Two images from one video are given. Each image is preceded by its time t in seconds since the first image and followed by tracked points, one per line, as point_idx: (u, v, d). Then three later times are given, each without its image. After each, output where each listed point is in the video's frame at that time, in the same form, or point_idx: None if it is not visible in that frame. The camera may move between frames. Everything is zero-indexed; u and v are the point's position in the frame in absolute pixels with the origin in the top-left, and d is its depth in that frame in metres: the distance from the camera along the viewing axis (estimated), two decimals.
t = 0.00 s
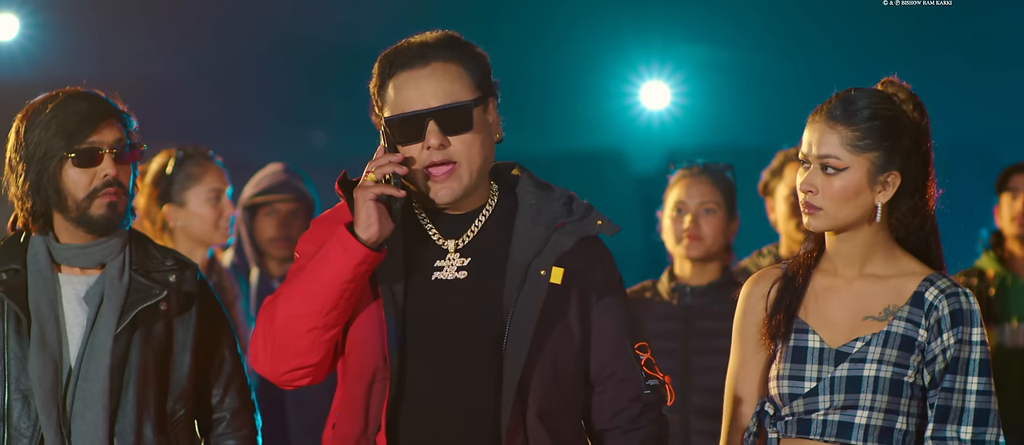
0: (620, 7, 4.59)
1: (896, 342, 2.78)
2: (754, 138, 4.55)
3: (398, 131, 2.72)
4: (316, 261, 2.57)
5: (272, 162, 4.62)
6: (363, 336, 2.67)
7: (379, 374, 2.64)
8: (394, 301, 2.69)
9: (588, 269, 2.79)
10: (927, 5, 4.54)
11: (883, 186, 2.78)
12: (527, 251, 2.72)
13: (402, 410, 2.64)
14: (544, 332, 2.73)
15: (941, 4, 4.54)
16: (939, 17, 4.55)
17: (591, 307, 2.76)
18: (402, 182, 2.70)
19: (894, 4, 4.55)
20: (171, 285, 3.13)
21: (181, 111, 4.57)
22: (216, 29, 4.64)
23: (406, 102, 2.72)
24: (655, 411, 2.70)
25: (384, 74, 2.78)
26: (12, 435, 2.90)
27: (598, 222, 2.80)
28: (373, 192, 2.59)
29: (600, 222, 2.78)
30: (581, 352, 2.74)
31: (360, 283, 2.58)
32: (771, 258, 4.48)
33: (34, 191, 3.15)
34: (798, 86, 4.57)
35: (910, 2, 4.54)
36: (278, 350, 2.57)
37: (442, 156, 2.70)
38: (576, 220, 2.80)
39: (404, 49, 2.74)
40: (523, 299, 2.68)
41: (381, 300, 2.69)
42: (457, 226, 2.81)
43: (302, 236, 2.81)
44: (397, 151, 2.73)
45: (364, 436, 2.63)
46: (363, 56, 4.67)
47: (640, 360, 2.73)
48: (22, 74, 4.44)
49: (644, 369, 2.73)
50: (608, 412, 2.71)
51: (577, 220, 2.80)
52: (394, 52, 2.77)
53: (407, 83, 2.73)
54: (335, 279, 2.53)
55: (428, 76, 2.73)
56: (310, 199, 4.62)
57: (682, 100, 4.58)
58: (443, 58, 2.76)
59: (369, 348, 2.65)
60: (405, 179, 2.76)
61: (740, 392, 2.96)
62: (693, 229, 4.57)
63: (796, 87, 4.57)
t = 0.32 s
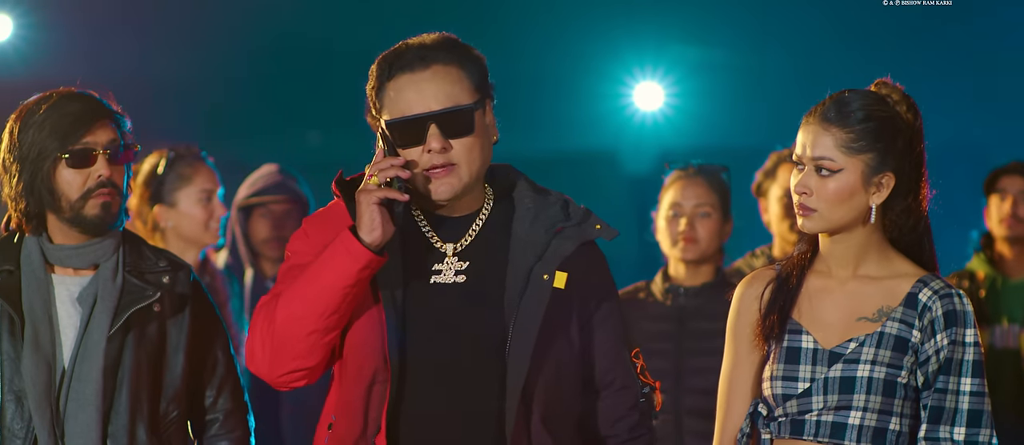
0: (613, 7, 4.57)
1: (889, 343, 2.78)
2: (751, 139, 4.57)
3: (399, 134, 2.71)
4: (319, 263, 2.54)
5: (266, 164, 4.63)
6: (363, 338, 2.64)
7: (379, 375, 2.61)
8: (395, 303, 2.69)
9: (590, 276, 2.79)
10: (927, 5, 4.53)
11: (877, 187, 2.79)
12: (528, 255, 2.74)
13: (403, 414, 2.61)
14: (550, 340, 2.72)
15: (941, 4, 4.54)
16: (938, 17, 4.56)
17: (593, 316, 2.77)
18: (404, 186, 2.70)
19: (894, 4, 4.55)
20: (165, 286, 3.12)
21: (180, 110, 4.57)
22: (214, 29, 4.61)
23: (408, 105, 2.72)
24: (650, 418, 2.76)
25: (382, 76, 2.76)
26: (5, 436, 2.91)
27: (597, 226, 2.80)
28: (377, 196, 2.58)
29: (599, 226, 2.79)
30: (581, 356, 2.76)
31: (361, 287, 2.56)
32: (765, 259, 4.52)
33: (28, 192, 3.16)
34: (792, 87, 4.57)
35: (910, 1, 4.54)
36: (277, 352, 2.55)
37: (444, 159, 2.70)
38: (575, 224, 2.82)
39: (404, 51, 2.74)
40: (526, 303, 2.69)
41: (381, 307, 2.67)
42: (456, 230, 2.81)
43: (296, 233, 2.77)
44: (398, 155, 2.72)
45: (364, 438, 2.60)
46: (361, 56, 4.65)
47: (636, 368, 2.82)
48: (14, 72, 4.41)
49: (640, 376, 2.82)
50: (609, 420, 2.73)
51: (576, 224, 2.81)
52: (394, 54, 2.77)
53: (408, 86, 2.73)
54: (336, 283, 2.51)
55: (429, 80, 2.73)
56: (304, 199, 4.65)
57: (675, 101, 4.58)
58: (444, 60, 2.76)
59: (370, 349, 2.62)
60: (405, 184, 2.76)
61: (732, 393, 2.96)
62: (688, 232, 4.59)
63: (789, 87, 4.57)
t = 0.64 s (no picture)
0: (607, 8, 4.57)
1: (883, 343, 2.79)
2: (743, 141, 4.59)
3: (386, 134, 2.71)
4: (307, 263, 2.54)
5: (259, 164, 4.65)
6: (349, 336, 2.64)
7: (363, 373, 2.62)
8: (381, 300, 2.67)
9: (578, 274, 2.80)
10: (927, 5, 4.55)
11: (870, 188, 2.80)
12: (515, 253, 2.73)
13: (386, 411, 2.63)
14: (535, 337, 2.72)
15: (941, 4, 4.56)
16: (938, 17, 4.57)
17: (578, 313, 2.77)
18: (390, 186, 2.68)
19: (894, 4, 4.56)
20: (158, 287, 3.11)
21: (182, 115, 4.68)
22: (212, 29, 4.64)
23: (394, 106, 2.72)
24: (636, 418, 2.73)
25: (369, 77, 2.77)
26: None
27: (585, 226, 2.82)
28: (363, 196, 2.58)
29: (587, 225, 2.81)
30: (568, 354, 2.76)
31: (348, 287, 2.57)
32: (758, 260, 4.44)
33: (22, 192, 3.14)
34: (787, 87, 4.58)
35: (910, 1, 4.55)
36: (265, 352, 2.55)
37: (430, 159, 2.70)
38: (563, 223, 2.83)
39: (391, 52, 2.74)
40: (511, 303, 2.68)
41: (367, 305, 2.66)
42: (443, 228, 2.81)
43: (288, 234, 2.78)
44: (384, 155, 2.72)
45: (348, 435, 2.60)
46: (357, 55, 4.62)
47: (624, 367, 2.78)
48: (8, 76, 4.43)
49: (628, 375, 2.78)
50: (593, 417, 2.72)
51: (564, 223, 2.82)
52: (380, 55, 2.77)
53: (394, 87, 2.73)
54: (323, 284, 2.51)
55: (415, 80, 2.73)
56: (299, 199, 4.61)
57: (668, 101, 4.61)
58: (430, 60, 2.76)
59: (355, 347, 2.63)
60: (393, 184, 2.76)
61: (725, 394, 2.95)
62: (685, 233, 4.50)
63: (784, 88, 4.58)
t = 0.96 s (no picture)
0: (599, 8, 4.57)
1: (876, 342, 2.80)
2: (734, 140, 4.59)
3: (369, 133, 2.73)
4: (286, 261, 2.56)
5: (256, 164, 4.62)
6: (332, 333, 2.68)
7: (347, 372, 2.67)
8: (364, 300, 2.68)
9: (559, 268, 2.78)
10: (926, 5, 4.56)
11: (863, 188, 2.80)
12: (496, 250, 2.72)
13: (369, 411, 2.65)
14: (513, 325, 2.71)
15: (941, 4, 4.57)
16: (937, 17, 4.59)
17: (560, 307, 2.77)
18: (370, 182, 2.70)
19: (893, 4, 4.56)
20: (150, 285, 3.11)
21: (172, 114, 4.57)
22: (207, 27, 4.61)
23: (376, 104, 2.73)
24: (622, 410, 2.69)
25: (353, 76, 2.79)
26: None
27: (569, 221, 2.80)
28: (340, 193, 2.59)
29: (571, 221, 2.78)
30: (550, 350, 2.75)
31: (328, 284, 2.58)
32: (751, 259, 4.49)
33: (14, 191, 3.13)
34: (780, 88, 4.59)
35: (910, 1, 4.55)
36: (248, 351, 2.57)
37: (413, 156, 2.71)
38: (547, 219, 2.80)
39: (372, 52, 2.75)
40: (492, 299, 2.67)
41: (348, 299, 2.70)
42: (428, 226, 2.82)
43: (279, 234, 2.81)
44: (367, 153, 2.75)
45: (331, 433, 2.64)
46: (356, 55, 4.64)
47: (608, 360, 2.72)
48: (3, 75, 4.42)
49: (613, 368, 2.71)
50: (578, 411, 2.71)
51: (548, 219, 2.80)
52: (362, 54, 2.78)
53: (376, 85, 2.74)
54: (302, 281, 2.53)
55: (396, 78, 2.74)
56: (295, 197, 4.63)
57: (660, 101, 4.61)
58: (412, 58, 2.77)
59: (338, 345, 2.68)
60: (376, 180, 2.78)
61: (722, 395, 2.95)
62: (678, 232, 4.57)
63: (777, 88, 4.59)
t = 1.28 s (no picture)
0: (591, 7, 4.58)
1: (868, 342, 2.81)
2: (729, 139, 4.60)
3: (364, 131, 2.73)
4: (281, 258, 2.56)
5: (250, 166, 4.59)
6: (327, 333, 2.70)
7: (342, 372, 2.68)
8: (358, 300, 2.69)
9: (553, 267, 2.79)
10: (927, 5, 4.59)
11: (855, 187, 2.81)
12: (491, 250, 2.72)
13: (363, 410, 2.65)
14: (506, 329, 2.71)
15: (941, 4, 4.60)
16: (939, 16, 4.61)
17: (555, 307, 2.77)
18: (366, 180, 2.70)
19: (893, 4, 4.60)
20: (143, 285, 3.11)
21: (167, 113, 4.55)
22: (204, 26, 4.62)
23: (372, 102, 2.74)
24: (614, 412, 2.69)
25: (350, 75, 2.80)
26: None
27: (564, 222, 2.81)
28: (336, 190, 2.58)
29: (566, 221, 2.79)
30: (546, 352, 2.75)
31: (323, 283, 2.58)
32: (743, 259, 4.52)
33: (6, 191, 3.13)
34: (774, 89, 4.59)
35: (910, 1, 4.59)
36: (243, 349, 2.58)
37: (408, 154, 2.72)
38: (542, 219, 2.81)
39: (368, 51, 2.76)
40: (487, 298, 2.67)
41: (343, 297, 2.72)
42: (424, 226, 2.82)
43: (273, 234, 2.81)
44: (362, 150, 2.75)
45: (326, 433, 2.65)
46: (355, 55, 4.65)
47: (602, 362, 2.72)
48: None
49: (607, 370, 2.72)
50: (572, 412, 2.72)
51: (543, 219, 2.80)
52: (359, 53, 2.79)
53: (373, 84, 2.75)
54: (296, 278, 2.53)
55: (393, 76, 2.75)
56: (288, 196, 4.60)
57: (652, 100, 4.61)
58: (408, 57, 2.78)
59: (333, 343, 2.69)
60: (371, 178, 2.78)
61: (713, 397, 2.97)
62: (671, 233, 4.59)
63: (772, 88, 4.59)
